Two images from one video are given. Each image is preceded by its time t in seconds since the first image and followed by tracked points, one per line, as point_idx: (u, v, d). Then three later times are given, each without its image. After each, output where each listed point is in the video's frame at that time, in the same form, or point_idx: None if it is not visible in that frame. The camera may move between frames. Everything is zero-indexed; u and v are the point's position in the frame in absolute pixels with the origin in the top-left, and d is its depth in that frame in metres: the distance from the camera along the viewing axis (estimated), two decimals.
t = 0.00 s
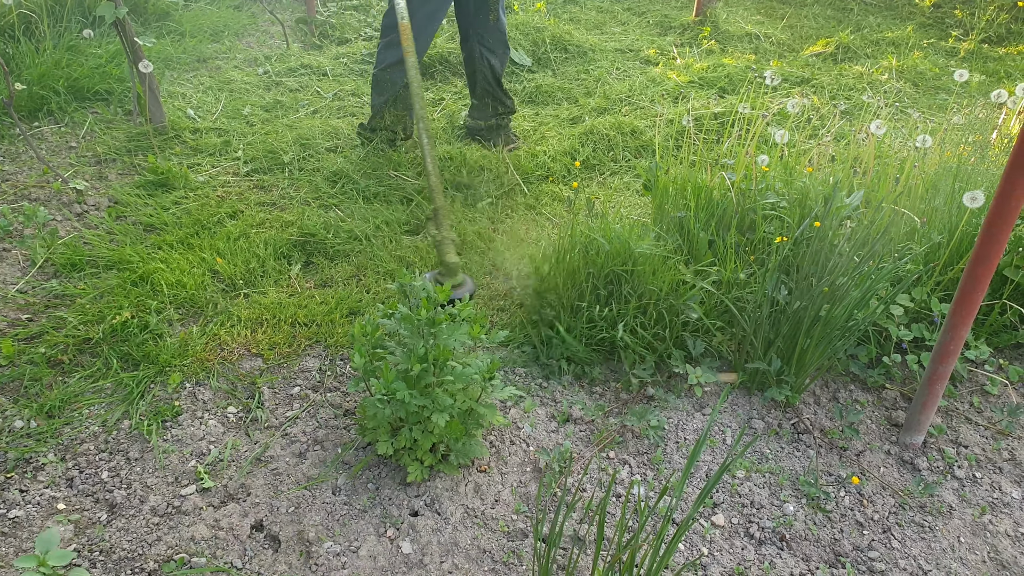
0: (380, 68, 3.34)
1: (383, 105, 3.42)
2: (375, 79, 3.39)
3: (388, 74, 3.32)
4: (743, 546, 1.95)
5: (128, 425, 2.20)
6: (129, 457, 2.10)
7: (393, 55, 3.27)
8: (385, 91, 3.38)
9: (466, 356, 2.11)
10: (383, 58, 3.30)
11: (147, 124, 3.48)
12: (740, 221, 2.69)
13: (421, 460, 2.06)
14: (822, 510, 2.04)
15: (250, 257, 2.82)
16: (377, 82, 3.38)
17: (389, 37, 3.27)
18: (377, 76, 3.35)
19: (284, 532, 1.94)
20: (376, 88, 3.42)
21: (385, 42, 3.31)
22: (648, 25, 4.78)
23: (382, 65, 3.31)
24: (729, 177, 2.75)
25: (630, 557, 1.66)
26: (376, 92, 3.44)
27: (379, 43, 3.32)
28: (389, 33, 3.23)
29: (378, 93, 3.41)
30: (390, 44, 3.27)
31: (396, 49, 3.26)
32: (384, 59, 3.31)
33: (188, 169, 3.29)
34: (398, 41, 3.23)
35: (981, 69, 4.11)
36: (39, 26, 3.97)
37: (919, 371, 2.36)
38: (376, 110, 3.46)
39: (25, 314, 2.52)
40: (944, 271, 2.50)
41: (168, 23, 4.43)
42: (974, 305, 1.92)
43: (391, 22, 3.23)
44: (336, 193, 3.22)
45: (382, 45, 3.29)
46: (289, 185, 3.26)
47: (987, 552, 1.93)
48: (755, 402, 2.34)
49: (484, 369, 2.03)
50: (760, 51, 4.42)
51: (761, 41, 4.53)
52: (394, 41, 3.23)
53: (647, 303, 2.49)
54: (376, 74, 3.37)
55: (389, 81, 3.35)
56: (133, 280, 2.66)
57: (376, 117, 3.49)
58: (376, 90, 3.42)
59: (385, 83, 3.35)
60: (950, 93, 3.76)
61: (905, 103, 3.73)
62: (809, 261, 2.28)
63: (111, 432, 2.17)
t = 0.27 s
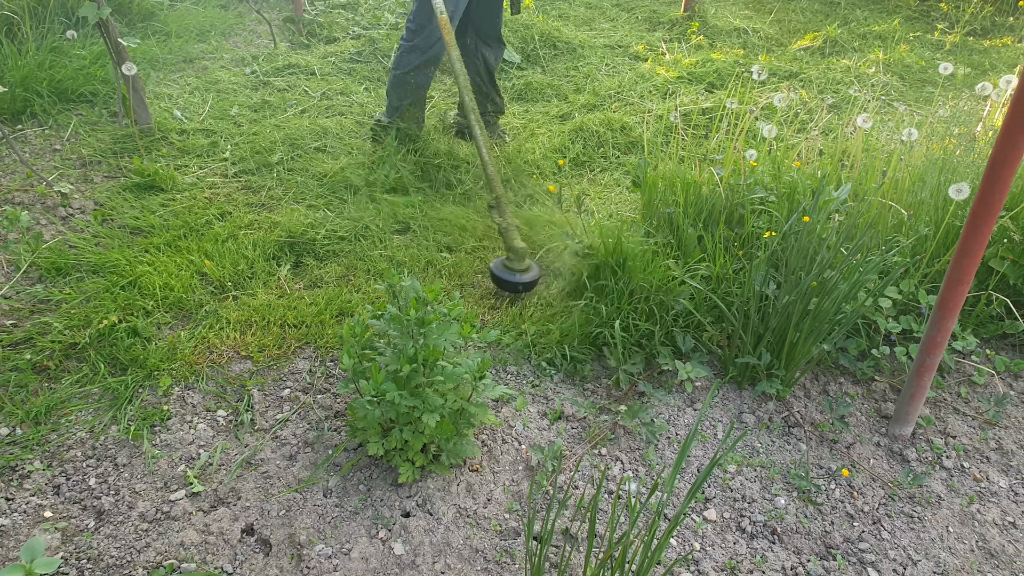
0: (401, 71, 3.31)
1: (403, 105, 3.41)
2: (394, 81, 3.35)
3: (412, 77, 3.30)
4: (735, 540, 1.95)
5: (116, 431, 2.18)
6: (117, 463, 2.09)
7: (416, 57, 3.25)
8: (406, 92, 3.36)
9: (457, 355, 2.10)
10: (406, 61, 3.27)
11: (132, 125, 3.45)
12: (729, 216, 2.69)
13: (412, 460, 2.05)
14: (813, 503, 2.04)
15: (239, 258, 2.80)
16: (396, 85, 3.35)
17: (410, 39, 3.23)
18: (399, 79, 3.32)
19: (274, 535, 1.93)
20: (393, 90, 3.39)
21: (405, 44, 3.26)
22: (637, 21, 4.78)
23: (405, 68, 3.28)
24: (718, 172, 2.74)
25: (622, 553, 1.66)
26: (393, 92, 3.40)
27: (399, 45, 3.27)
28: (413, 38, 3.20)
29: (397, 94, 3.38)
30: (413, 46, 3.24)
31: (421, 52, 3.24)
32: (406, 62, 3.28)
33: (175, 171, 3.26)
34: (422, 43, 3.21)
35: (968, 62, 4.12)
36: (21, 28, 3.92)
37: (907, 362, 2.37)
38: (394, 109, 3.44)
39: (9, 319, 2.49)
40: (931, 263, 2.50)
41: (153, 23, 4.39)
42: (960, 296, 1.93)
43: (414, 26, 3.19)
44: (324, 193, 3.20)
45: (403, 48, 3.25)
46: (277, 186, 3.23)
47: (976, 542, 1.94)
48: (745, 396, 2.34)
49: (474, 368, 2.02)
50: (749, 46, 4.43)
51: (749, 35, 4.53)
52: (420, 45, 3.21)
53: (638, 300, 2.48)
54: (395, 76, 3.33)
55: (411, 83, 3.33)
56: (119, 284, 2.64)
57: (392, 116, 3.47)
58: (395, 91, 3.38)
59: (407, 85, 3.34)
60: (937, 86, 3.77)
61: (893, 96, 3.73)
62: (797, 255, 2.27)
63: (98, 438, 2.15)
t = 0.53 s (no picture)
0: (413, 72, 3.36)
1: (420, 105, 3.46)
2: (406, 83, 3.40)
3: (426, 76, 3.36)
4: (719, 534, 1.96)
5: (93, 442, 2.15)
6: (95, 475, 2.06)
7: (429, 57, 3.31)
8: (421, 92, 3.41)
9: (438, 357, 2.09)
10: (418, 62, 3.33)
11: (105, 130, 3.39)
12: (709, 210, 2.69)
13: (395, 463, 2.04)
14: (796, 494, 2.05)
15: (216, 263, 2.76)
16: (409, 86, 3.40)
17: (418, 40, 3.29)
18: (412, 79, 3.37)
19: (257, 543, 1.91)
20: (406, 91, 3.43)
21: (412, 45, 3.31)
22: (615, 16, 4.77)
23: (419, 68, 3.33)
24: (696, 167, 2.74)
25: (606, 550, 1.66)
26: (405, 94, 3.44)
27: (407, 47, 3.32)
28: (423, 38, 3.26)
29: (413, 96, 3.43)
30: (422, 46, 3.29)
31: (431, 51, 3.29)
32: (418, 63, 3.33)
33: (150, 175, 3.21)
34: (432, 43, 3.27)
35: (943, 52, 4.15)
36: None
37: (887, 352, 2.38)
38: (410, 110, 3.48)
39: None
40: (909, 253, 2.52)
41: (125, 26, 4.33)
42: (937, 285, 1.95)
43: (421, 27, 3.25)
44: (302, 194, 3.17)
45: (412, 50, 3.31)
46: (255, 189, 3.20)
47: (957, 529, 1.96)
48: (728, 389, 2.35)
49: (456, 369, 2.01)
50: (727, 39, 4.43)
51: (727, 28, 4.54)
52: (431, 44, 3.26)
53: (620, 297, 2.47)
54: (408, 77, 3.38)
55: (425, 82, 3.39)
56: (95, 292, 2.60)
57: (406, 118, 3.50)
58: (408, 93, 3.43)
59: (422, 84, 3.40)
60: (913, 76, 3.79)
61: (870, 87, 3.75)
62: (776, 248, 2.28)
63: (75, 450, 2.12)
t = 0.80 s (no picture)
0: (376, 65, 3.27)
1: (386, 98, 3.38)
2: (368, 76, 3.32)
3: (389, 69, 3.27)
4: (697, 526, 1.96)
5: (63, 446, 2.11)
6: (65, 480, 2.02)
7: (390, 50, 3.22)
8: (387, 84, 3.33)
9: (414, 354, 2.07)
10: (380, 55, 3.24)
11: (72, 128, 3.33)
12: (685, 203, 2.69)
13: (372, 462, 2.02)
14: (773, 485, 2.06)
15: (189, 262, 2.73)
16: (372, 79, 3.31)
17: (377, 32, 3.19)
18: (376, 73, 3.29)
19: (232, 545, 1.89)
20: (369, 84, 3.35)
21: (371, 38, 3.21)
22: (591, 8, 4.75)
23: (381, 62, 3.25)
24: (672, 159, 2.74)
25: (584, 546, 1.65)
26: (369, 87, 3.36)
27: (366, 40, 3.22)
28: (383, 31, 3.16)
29: (378, 89, 3.35)
30: (382, 39, 3.20)
31: (392, 44, 3.20)
32: (379, 55, 3.24)
33: (119, 174, 3.16)
34: (393, 35, 3.17)
35: (916, 43, 4.18)
36: None
37: (862, 342, 2.39)
38: (376, 103, 3.41)
39: None
40: (883, 243, 2.53)
41: (92, 21, 4.25)
42: (910, 275, 1.96)
43: (378, 19, 3.14)
44: (276, 191, 3.13)
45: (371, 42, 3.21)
46: (228, 186, 3.15)
47: (931, 516, 1.98)
48: (705, 381, 2.35)
49: (431, 366, 2.00)
50: (703, 31, 4.43)
51: (704, 20, 4.54)
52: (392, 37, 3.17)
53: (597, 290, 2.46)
54: (370, 70, 3.29)
55: (388, 75, 3.30)
56: (63, 293, 2.55)
57: (373, 112, 3.42)
58: (372, 86, 3.35)
59: (386, 77, 3.31)
60: (887, 67, 3.82)
61: (845, 78, 3.77)
62: (751, 240, 2.28)
63: (45, 455, 2.08)
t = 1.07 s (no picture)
0: (342, 56, 3.23)
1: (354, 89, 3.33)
2: (334, 68, 3.26)
3: (357, 58, 3.24)
4: (672, 515, 1.96)
5: (29, 444, 2.07)
6: (32, 478, 1.99)
7: (357, 39, 3.19)
8: (354, 75, 3.29)
9: (387, 347, 2.05)
10: (346, 45, 3.20)
11: (37, 119, 3.27)
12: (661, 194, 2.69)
13: (345, 455, 2.01)
14: (747, 473, 2.07)
15: (159, 255, 2.69)
16: (339, 71, 3.26)
17: (342, 22, 3.16)
18: (342, 64, 3.25)
19: (203, 541, 1.87)
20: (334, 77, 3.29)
21: (335, 29, 3.17)
22: None
23: (348, 52, 3.21)
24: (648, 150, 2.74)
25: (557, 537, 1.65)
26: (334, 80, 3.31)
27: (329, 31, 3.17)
28: (349, 20, 3.13)
29: (345, 80, 3.30)
30: (348, 29, 3.16)
31: (359, 32, 3.17)
32: (345, 45, 3.21)
33: (87, 167, 3.10)
34: (359, 23, 3.15)
35: (889, 34, 4.21)
36: None
37: (836, 331, 2.41)
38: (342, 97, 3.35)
39: None
40: (856, 233, 2.55)
41: (57, 11, 4.17)
42: (882, 263, 1.97)
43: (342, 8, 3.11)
44: (248, 184, 3.09)
45: (336, 33, 3.17)
46: (199, 179, 3.11)
47: (902, 503, 2.00)
48: (680, 371, 2.36)
49: (404, 358, 1.98)
50: (679, 22, 4.43)
51: (680, 11, 4.53)
52: (358, 25, 3.15)
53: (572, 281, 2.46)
54: (336, 62, 3.25)
55: (355, 65, 3.27)
56: (29, 288, 2.50)
57: (341, 105, 3.36)
58: (338, 78, 3.29)
59: (353, 68, 3.27)
60: (860, 58, 3.84)
61: (820, 69, 3.78)
62: (725, 230, 2.28)
63: (10, 452, 2.05)
